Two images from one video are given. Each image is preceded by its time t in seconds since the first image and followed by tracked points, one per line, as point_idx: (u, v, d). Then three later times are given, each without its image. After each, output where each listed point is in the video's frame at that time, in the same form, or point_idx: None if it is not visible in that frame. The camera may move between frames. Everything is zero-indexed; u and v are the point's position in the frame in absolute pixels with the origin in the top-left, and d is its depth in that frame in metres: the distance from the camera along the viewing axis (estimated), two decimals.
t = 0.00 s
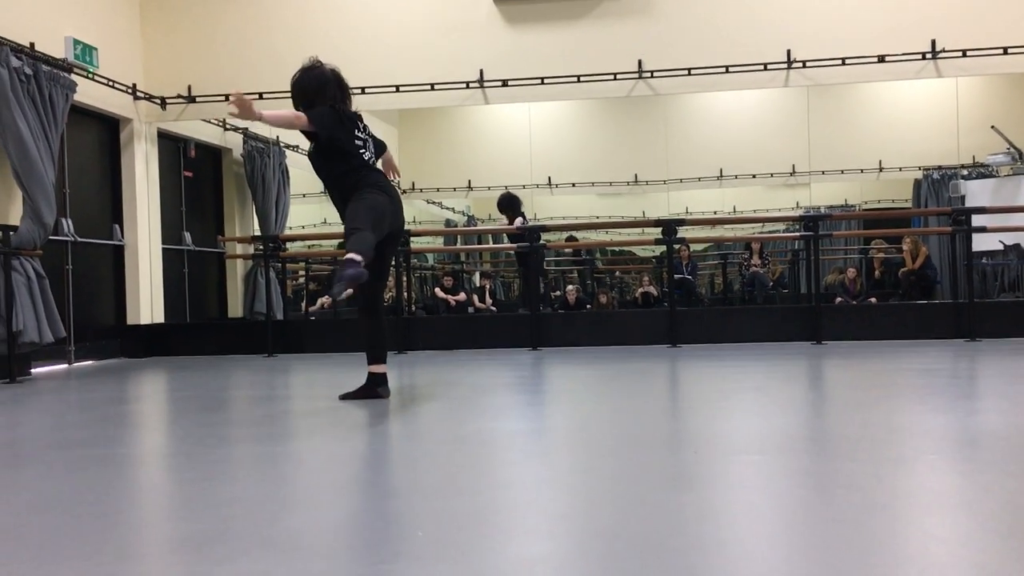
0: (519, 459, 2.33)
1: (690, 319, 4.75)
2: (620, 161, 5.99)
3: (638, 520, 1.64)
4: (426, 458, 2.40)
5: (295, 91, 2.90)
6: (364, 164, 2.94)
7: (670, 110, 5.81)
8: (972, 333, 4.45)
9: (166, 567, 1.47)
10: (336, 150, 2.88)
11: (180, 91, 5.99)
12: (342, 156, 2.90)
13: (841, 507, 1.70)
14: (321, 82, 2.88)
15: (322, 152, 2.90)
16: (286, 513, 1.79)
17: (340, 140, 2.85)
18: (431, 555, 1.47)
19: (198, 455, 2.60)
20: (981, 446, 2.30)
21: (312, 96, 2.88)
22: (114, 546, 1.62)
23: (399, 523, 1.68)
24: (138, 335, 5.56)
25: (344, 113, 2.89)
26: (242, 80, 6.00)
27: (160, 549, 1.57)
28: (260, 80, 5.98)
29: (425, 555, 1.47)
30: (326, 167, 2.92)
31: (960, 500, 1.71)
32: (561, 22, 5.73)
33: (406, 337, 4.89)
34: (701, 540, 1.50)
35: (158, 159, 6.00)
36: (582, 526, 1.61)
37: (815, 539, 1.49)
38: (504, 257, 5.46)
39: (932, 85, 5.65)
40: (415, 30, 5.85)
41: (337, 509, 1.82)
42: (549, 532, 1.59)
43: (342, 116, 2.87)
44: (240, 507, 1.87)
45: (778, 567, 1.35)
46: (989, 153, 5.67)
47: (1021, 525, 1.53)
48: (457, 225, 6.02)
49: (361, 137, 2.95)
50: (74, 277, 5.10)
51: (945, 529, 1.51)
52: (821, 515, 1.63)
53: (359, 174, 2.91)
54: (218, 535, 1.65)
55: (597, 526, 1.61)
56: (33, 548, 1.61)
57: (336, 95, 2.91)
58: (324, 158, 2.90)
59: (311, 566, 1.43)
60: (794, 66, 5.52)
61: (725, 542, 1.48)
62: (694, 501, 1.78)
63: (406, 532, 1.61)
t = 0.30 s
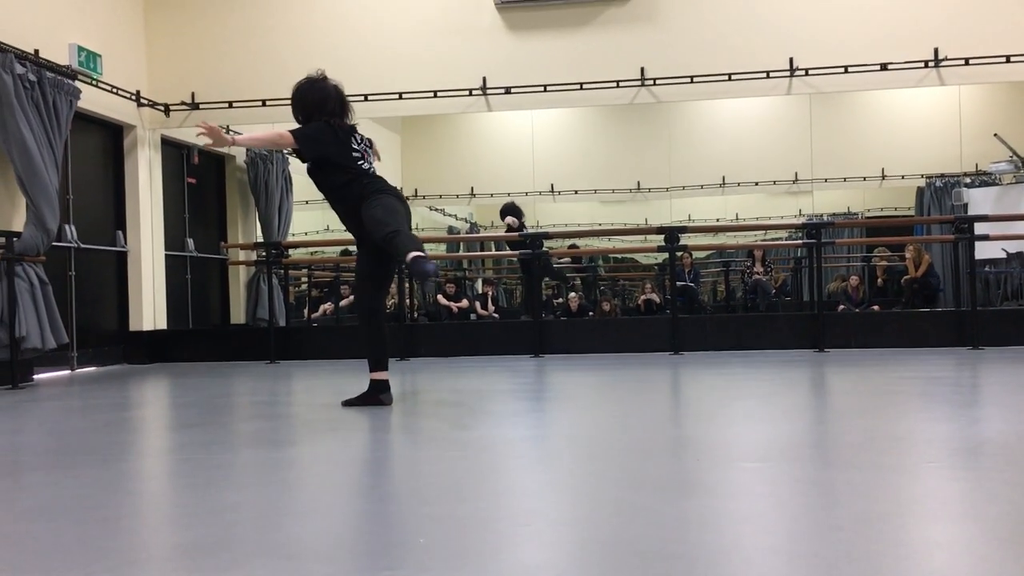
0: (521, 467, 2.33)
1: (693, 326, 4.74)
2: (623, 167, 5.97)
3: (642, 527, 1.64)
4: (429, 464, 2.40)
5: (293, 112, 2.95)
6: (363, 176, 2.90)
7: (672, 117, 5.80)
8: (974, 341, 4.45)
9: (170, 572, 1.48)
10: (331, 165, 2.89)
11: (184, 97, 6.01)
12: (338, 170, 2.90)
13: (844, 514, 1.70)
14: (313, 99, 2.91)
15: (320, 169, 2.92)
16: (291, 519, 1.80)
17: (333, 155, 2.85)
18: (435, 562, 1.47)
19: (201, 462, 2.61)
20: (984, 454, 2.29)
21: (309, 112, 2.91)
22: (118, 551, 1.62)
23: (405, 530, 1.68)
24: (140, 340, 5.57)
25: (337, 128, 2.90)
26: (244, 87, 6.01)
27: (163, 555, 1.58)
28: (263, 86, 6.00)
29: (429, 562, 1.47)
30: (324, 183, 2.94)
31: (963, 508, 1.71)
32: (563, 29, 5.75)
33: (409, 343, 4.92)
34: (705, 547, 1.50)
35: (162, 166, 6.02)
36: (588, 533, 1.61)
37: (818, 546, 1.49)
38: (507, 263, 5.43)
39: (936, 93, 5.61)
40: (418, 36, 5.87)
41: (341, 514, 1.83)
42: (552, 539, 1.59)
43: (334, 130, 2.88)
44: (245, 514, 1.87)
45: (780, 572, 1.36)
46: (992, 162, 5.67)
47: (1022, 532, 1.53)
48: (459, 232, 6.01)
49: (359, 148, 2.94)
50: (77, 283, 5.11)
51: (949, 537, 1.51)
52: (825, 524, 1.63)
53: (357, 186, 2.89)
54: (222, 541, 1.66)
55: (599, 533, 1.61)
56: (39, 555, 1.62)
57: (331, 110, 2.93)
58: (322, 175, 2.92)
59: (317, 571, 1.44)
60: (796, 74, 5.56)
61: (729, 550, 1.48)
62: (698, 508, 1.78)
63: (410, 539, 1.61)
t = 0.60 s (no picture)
0: (516, 460, 2.34)
1: (688, 321, 4.76)
2: (619, 162, 5.94)
3: (635, 522, 1.64)
4: (424, 458, 2.40)
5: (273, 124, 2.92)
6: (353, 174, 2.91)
7: (669, 112, 5.78)
8: (969, 337, 4.47)
9: (162, 566, 1.47)
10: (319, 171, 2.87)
11: (179, 90, 5.99)
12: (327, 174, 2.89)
13: (839, 509, 1.70)
14: (291, 108, 2.87)
15: (308, 177, 2.90)
16: (284, 513, 1.79)
17: (321, 160, 2.84)
18: (425, 557, 1.46)
19: (194, 454, 2.61)
20: (977, 449, 2.31)
21: (289, 121, 2.88)
22: (108, 544, 1.62)
23: (402, 524, 1.67)
24: (135, 334, 5.56)
25: (319, 133, 2.88)
26: (239, 80, 5.99)
27: (157, 547, 1.58)
28: (259, 79, 5.98)
29: (424, 556, 1.46)
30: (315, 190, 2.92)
31: (957, 503, 1.72)
32: (560, 24, 5.75)
33: (405, 337, 4.91)
34: (701, 541, 1.51)
35: (157, 159, 6.02)
36: (584, 529, 1.60)
37: (813, 542, 1.48)
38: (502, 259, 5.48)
39: (932, 89, 5.61)
40: (414, 30, 5.86)
41: (334, 507, 1.83)
42: (547, 534, 1.58)
43: (317, 136, 2.86)
44: (239, 506, 1.87)
45: (777, 568, 1.36)
46: (987, 158, 5.65)
47: (1017, 528, 1.53)
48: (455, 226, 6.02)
49: (342, 149, 2.93)
50: (72, 276, 5.10)
51: (943, 532, 1.52)
52: (819, 518, 1.64)
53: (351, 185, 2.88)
54: (215, 534, 1.66)
55: (593, 529, 1.60)
56: (31, 547, 1.62)
57: (310, 116, 2.90)
58: (311, 182, 2.91)
59: (312, 567, 1.43)
60: (793, 70, 5.58)
61: (725, 545, 1.48)
62: (693, 503, 1.78)
63: (404, 533, 1.61)
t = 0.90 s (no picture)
0: (500, 461, 2.34)
1: (675, 322, 4.78)
2: (607, 163, 5.92)
3: (617, 523, 1.64)
4: (411, 459, 2.40)
5: (253, 159, 2.92)
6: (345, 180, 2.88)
7: (657, 114, 5.80)
8: (954, 340, 4.50)
9: (140, 567, 1.46)
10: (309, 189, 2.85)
11: (166, 89, 5.97)
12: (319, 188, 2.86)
13: (824, 511, 1.71)
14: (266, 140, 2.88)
15: (301, 200, 2.87)
16: (265, 514, 1.78)
17: (307, 172, 2.82)
18: (408, 558, 1.46)
19: (176, 456, 2.59)
20: (962, 451, 2.32)
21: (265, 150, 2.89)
22: (84, 545, 1.61)
23: (388, 524, 1.67)
24: (121, 335, 5.53)
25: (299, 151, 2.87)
26: (227, 79, 5.98)
27: (139, 549, 1.57)
28: (248, 79, 5.97)
29: (410, 558, 1.46)
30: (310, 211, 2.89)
31: (939, 505, 1.73)
32: (549, 26, 5.76)
33: (393, 338, 4.90)
34: (684, 542, 1.51)
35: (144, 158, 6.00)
36: (568, 530, 1.60)
37: (798, 543, 1.49)
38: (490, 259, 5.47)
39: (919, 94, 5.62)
40: (404, 30, 5.86)
41: (318, 508, 1.82)
42: (533, 535, 1.58)
43: (296, 152, 2.84)
44: (219, 508, 1.86)
45: (763, 567, 1.37)
46: (973, 161, 5.68)
47: (997, 529, 1.54)
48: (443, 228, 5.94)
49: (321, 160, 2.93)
50: (57, 275, 5.07)
51: (926, 533, 1.53)
52: (804, 520, 1.64)
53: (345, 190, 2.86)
54: (195, 535, 1.65)
55: (579, 529, 1.61)
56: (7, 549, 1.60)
57: (285, 140, 2.90)
58: (303, 201, 2.87)
59: (301, 568, 1.43)
60: (779, 73, 5.61)
61: (708, 545, 1.48)
62: (679, 504, 1.78)
63: (391, 534, 1.61)
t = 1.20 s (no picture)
0: (498, 464, 2.34)
1: (672, 325, 4.78)
2: (604, 166, 5.96)
3: (613, 526, 1.65)
4: (408, 463, 2.40)
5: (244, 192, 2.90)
6: (340, 193, 2.89)
7: (656, 117, 5.83)
8: (952, 343, 4.51)
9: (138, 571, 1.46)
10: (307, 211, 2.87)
11: (164, 92, 5.97)
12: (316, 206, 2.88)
13: (822, 513, 1.72)
14: (254, 172, 2.86)
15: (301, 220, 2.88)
16: (261, 519, 1.78)
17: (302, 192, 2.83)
18: (404, 561, 1.46)
19: (173, 459, 2.59)
20: (959, 454, 2.33)
21: (254, 181, 2.87)
22: (80, 550, 1.61)
23: (384, 528, 1.67)
24: (119, 336, 5.54)
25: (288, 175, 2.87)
26: (225, 82, 5.97)
27: (136, 553, 1.57)
28: (246, 82, 5.97)
29: (408, 562, 1.46)
30: (312, 232, 2.91)
31: (935, 507, 1.73)
32: (547, 29, 5.77)
33: (391, 340, 4.93)
34: (682, 544, 1.51)
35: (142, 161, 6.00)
36: (565, 533, 1.60)
37: (797, 545, 1.50)
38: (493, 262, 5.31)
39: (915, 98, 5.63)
40: (402, 33, 5.86)
41: (314, 513, 1.82)
42: (531, 538, 1.58)
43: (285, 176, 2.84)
44: (215, 512, 1.86)
45: (763, 570, 1.37)
46: (970, 165, 5.70)
47: (996, 532, 1.55)
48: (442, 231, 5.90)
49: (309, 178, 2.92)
50: (55, 278, 5.07)
51: (924, 535, 1.53)
52: (802, 522, 1.64)
53: (342, 202, 2.87)
54: (192, 539, 1.65)
55: (577, 533, 1.61)
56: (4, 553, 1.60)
57: (271, 165, 2.89)
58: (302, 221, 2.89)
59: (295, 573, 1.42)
60: (778, 76, 5.59)
61: (705, 547, 1.49)
62: (677, 507, 1.79)
63: (386, 538, 1.60)
